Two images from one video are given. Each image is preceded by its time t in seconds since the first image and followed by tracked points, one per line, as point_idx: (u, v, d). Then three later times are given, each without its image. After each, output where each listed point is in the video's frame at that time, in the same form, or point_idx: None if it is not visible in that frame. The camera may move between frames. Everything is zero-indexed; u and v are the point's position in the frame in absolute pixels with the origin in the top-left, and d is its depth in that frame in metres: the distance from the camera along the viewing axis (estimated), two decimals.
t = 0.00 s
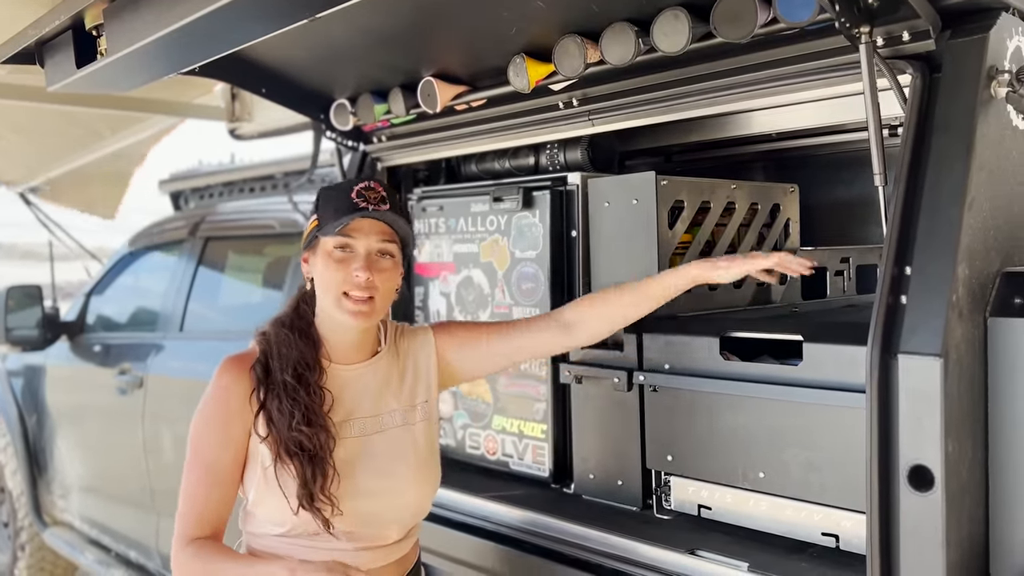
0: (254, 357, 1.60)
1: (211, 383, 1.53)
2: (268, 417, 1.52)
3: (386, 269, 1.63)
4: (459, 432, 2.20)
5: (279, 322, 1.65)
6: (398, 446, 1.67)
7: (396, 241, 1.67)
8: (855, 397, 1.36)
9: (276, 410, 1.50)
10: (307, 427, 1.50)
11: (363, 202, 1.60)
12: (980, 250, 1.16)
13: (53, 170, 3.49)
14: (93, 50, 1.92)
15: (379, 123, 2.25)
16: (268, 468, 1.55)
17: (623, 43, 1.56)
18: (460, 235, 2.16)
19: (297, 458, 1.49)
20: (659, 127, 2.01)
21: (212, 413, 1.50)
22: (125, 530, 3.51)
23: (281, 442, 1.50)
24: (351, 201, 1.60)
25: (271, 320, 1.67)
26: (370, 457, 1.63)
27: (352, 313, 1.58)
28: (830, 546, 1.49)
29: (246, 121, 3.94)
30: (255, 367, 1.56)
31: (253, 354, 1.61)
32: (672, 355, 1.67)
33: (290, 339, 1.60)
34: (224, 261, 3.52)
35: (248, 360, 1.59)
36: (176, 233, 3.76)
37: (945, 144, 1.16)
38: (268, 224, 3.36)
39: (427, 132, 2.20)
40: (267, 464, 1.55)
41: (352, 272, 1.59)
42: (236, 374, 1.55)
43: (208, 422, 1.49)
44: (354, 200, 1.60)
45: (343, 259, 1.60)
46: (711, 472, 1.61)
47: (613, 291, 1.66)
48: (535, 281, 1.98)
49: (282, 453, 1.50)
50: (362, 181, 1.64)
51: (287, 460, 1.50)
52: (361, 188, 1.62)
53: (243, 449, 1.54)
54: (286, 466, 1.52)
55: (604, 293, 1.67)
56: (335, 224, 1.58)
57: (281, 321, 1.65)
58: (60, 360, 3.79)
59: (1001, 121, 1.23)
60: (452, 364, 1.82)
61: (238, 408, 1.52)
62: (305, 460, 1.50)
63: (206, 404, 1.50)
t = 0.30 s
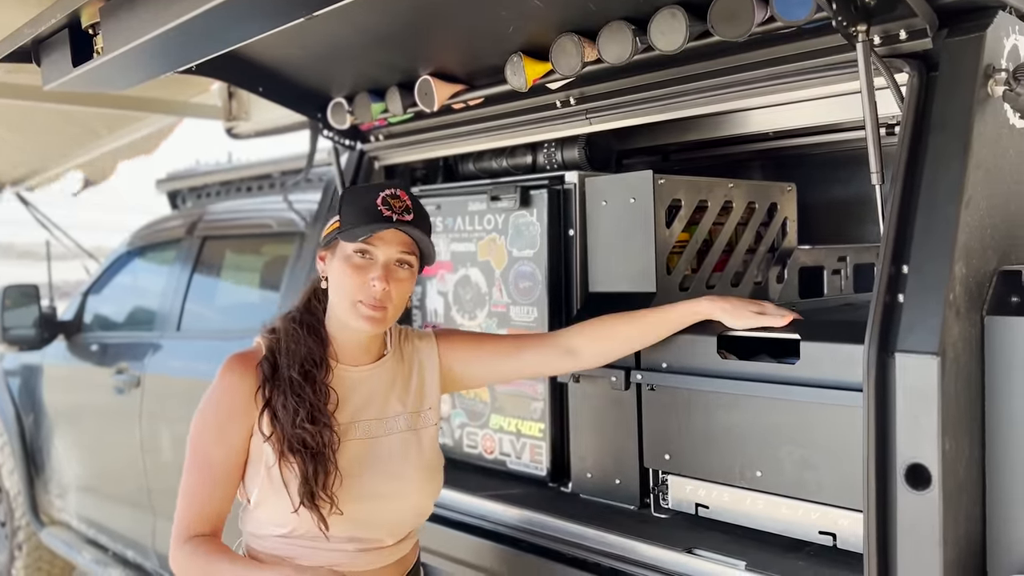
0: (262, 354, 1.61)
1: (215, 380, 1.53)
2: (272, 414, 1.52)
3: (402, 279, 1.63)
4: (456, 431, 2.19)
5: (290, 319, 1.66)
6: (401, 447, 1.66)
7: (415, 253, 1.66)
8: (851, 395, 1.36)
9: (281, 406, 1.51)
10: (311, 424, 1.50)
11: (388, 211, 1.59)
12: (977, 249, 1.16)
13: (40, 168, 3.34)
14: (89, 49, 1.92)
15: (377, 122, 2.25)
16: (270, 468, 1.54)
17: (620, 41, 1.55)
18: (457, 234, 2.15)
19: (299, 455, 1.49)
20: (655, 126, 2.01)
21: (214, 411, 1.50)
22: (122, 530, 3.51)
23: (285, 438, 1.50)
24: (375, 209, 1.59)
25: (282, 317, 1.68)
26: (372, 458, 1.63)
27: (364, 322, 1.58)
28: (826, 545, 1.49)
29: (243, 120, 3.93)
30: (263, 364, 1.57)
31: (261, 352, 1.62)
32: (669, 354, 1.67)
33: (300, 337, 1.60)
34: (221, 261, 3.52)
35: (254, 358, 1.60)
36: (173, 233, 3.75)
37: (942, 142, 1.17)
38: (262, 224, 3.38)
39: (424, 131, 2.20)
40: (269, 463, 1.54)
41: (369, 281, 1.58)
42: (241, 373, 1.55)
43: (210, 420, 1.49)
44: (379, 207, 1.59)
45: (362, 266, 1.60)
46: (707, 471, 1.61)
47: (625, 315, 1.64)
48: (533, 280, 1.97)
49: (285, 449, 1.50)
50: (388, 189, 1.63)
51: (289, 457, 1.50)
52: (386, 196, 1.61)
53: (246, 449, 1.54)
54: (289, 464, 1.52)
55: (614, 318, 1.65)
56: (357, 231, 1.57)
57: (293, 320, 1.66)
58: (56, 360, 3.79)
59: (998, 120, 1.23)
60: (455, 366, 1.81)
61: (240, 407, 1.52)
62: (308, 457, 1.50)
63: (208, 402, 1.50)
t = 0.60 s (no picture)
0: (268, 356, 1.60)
1: (221, 382, 1.52)
2: (281, 418, 1.52)
3: (411, 280, 1.63)
4: (454, 431, 2.20)
5: (298, 322, 1.65)
6: (406, 452, 1.67)
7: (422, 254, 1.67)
8: (848, 395, 1.36)
9: (291, 411, 1.50)
10: (322, 431, 1.51)
11: (393, 212, 1.59)
12: (973, 249, 1.16)
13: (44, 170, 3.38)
14: (86, 48, 1.91)
15: (374, 122, 2.25)
16: (276, 472, 1.54)
17: (617, 42, 1.56)
18: (455, 234, 2.15)
19: (310, 462, 1.50)
20: (653, 126, 2.01)
21: (219, 413, 1.49)
22: (120, 530, 3.51)
23: (294, 444, 1.50)
24: (380, 211, 1.59)
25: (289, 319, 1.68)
26: (379, 463, 1.64)
27: (378, 325, 1.58)
28: (823, 544, 1.49)
29: (241, 120, 3.93)
30: (271, 367, 1.56)
31: (267, 354, 1.61)
32: (666, 354, 1.67)
33: (310, 340, 1.60)
34: (219, 261, 3.52)
35: (260, 360, 1.59)
36: (171, 233, 3.76)
37: (938, 143, 1.17)
38: (262, 224, 3.37)
39: (422, 131, 2.20)
40: (277, 468, 1.54)
41: (379, 283, 1.59)
42: (247, 375, 1.54)
43: (215, 421, 1.49)
44: (383, 209, 1.59)
45: (371, 269, 1.60)
46: (704, 470, 1.61)
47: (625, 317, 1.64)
48: (530, 280, 1.97)
49: (295, 455, 1.50)
50: (389, 190, 1.63)
51: (299, 463, 1.51)
52: (390, 197, 1.61)
53: (251, 452, 1.54)
54: (298, 470, 1.52)
55: (614, 321, 1.64)
56: (363, 234, 1.57)
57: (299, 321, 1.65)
58: (54, 360, 3.79)
59: (995, 121, 1.23)
60: (454, 370, 1.82)
61: (246, 409, 1.51)
62: (319, 464, 1.50)
63: (215, 404, 1.49)
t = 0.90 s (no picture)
0: (270, 354, 1.59)
1: (221, 380, 1.51)
2: (289, 416, 1.52)
3: (411, 268, 1.65)
4: (452, 431, 2.20)
5: (297, 320, 1.64)
6: (409, 446, 1.70)
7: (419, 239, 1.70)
8: (845, 395, 1.37)
9: (302, 409, 1.51)
10: (335, 428, 1.52)
11: (386, 202, 1.61)
12: (969, 249, 1.16)
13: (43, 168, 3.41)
14: (83, 47, 1.91)
15: (372, 122, 2.25)
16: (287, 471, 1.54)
17: (614, 42, 1.56)
18: (452, 234, 2.16)
19: (323, 459, 1.50)
20: (650, 126, 2.01)
21: (220, 408, 1.48)
22: (117, 530, 3.51)
23: (306, 442, 1.50)
24: (375, 203, 1.60)
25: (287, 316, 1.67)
26: (385, 459, 1.66)
27: (388, 315, 1.59)
28: (820, 544, 1.49)
29: (238, 120, 3.93)
30: (275, 364, 1.56)
31: (268, 350, 1.60)
32: (664, 354, 1.67)
33: (315, 336, 1.61)
34: (217, 261, 3.51)
35: (260, 356, 1.58)
36: (168, 233, 3.76)
37: (935, 142, 1.17)
38: (260, 223, 3.36)
39: (419, 131, 2.20)
40: (286, 466, 1.54)
41: (384, 274, 1.60)
42: (249, 370, 1.53)
43: (217, 416, 1.47)
44: (377, 200, 1.60)
45: (374, 260, 1.61)
46: (701, 470, 1.61)
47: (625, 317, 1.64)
48: (528, 280, 1.97)
49: (306, 454, 1.51)
50: (379, 183, 1.65)
51: (311, 461, 1.51)
52: (380, 188, 1.63)
53: (252, 449, 1.53)
54: (308, 469, 1.52)
55: (615, 322, 1.64)
56: (364, 226, 1.57)
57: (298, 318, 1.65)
58: (51, 360, 3.79)
59: (991, 121, 1.24)
60: (450, 368, 1.85)
61: (247, 405, 1.50)
62: (333, 461, 1.51)
63: (215, 402, 1.48)
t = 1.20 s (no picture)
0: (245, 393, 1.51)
1: (199, 393, 1.48)
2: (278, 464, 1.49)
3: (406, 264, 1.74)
4: (450, 432, 2.20)
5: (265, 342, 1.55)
6: (393, 444, 1.72)
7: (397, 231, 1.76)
8: (843, 396, 1.37)
9: (290, 455, 1.48)
10: (326, 473, 1.50)
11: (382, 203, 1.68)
12: (967, 251, 1.16)
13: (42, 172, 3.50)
14: (82, 49, 1.91)
15: (371, 123, 2.25)
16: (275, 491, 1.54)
17: (613, 43, 1.56)
18: (451, 235, 2.16)
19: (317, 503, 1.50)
20: (648, 128, 2.01)
21: (200, 421, 1.45)
22: (115, 531, 3.51)
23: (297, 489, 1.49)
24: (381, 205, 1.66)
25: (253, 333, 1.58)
26: (372, 465, 1.67)
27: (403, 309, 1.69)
28: (819, 545, 1.49)
29: (237, 121, 3.94)
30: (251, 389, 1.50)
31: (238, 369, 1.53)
32: (662, 355, 1.67)
33: (288, 362, 1.54)
34: (215, 262, 3.51)
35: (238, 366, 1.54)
36: (166, 234, 3.75)
37: (932, 144, 1.17)
38: (258, 224, 3.36)
39: (417, 132, 2.20)
40: (279, 483, 1.53)
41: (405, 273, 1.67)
42: (227, 381, 1.50)
43: (198, 430, 1.44)
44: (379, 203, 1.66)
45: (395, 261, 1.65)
46: (699, 471, 1.62)
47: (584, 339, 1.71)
48: (526, 281, 1.98)
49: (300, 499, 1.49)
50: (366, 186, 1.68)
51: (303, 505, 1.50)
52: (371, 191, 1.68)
53: (235, 460, 1.51)
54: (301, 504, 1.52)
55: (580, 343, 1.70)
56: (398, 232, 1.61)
57: (269, 342, 1.55)
58: (49, 361, 3.79)
59: (988, 123, 1.24)
60: (421, 368, 1.87)
61: (230, 415, 1.48)
62: (325, 502, 1.51)
63: (195, 416, 1.45)
